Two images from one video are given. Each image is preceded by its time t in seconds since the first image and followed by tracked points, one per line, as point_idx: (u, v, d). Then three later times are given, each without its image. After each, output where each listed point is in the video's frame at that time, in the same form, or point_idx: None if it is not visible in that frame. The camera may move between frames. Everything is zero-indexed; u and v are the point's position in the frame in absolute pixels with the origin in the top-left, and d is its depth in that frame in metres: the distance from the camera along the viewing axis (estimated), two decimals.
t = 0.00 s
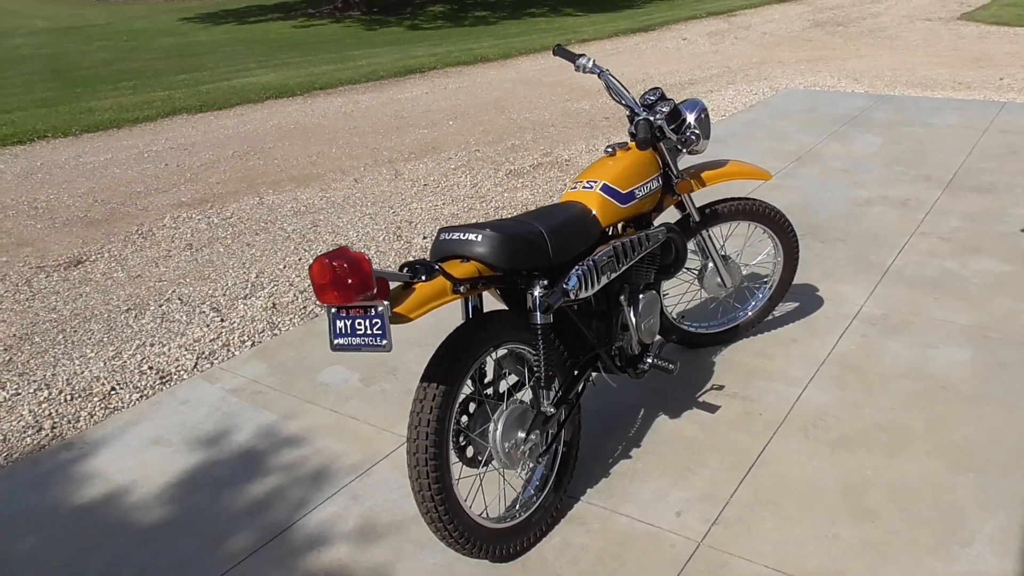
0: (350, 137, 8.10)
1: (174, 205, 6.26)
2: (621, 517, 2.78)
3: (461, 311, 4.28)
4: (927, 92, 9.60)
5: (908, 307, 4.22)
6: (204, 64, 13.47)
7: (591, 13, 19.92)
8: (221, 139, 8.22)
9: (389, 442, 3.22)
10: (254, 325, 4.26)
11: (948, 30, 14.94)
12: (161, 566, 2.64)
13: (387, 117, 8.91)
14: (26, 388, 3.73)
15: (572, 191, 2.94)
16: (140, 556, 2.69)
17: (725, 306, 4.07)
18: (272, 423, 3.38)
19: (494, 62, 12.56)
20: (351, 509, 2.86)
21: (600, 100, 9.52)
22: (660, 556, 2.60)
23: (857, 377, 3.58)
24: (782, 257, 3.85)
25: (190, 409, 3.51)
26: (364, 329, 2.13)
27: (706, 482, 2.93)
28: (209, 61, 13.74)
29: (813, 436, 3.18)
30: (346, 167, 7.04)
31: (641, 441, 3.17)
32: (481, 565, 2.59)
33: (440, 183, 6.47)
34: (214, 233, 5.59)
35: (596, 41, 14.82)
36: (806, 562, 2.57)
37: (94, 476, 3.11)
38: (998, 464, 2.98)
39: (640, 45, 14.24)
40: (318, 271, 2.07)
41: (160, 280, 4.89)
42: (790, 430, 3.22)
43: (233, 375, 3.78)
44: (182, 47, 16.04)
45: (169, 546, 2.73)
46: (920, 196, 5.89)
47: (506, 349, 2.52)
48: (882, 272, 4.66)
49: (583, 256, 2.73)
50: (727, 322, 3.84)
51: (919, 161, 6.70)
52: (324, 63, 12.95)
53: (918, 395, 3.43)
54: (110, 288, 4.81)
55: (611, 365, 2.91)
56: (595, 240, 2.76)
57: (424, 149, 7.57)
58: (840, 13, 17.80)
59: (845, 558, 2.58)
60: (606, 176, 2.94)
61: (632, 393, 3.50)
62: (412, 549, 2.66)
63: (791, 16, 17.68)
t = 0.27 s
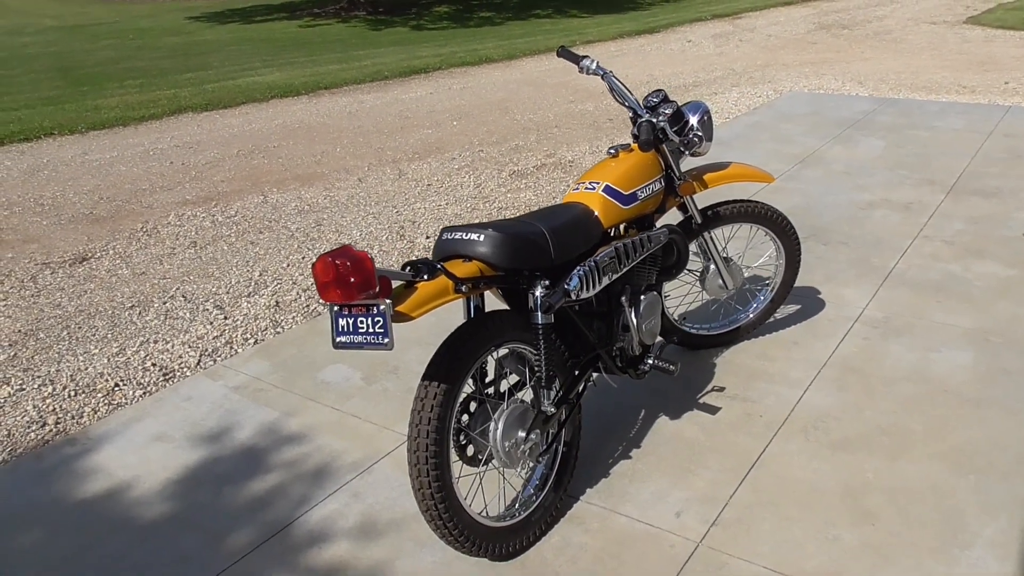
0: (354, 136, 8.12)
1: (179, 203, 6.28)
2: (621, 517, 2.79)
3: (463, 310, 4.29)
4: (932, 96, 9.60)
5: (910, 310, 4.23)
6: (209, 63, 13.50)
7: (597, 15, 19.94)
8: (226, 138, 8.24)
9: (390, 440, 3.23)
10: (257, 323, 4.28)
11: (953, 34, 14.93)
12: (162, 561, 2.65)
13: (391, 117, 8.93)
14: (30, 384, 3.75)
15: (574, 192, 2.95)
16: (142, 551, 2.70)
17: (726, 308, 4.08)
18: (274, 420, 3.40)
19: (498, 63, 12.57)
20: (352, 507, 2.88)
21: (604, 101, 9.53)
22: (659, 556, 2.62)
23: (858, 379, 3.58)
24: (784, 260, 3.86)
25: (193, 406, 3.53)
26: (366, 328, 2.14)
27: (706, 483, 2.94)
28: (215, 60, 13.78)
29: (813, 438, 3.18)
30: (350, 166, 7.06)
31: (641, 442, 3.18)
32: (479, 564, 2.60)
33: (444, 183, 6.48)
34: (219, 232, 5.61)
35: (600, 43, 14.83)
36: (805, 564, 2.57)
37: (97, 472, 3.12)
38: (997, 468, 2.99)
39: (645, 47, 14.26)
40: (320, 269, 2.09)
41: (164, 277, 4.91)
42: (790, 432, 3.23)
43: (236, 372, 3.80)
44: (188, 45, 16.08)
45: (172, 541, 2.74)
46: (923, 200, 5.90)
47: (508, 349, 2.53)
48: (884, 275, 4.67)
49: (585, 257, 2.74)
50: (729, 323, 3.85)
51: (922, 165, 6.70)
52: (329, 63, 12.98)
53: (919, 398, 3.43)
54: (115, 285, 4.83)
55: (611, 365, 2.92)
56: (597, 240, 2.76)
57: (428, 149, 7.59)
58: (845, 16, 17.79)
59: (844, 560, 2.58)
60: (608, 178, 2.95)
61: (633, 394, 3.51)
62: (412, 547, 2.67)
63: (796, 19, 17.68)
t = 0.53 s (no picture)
0: (354, 138, 8.14)
1: (179, 204, 6.29)
2: (619, 517, 2.80)
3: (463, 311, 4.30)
4: (931, 98, 9.61)
5: (909, 312, 4.23)
6: (210, 65, 13.52)
7: (597, 17, 19.97)
8: (226, 139, 8.26)
9: (389, 441, 3.24)
10: (257, 324, 4.29)
11: (953, 36, 14.95)
12: (162, 561, 2.66)
13: (392, 119, 8.94)
14: (30, 384, 3.76)
15: (573, 194, 2.96)
16: (142, 550, 2.71)
17: (725, 309, 4.09)
18: (274, 420, 3.41)
19: (498, 65, 12.60)
20: (352, 507, 2.89)
21: (604, 103, 9.55)
22: (657, 556, 2.62)
23: (857, 381, 3.59)
24: (782, 261, 3.87)
25: (193, 407, 3.54)
26: (365, 328, 2.15)
27: (704, 484, 2.95)
28: (216, 62, 13.80)
29: (812, 439, 3.19)
30: (350, 168, 7.07)
31: (640, 442, 3.19)
32: (478, 563, 2.61)
33: (444, 185, 6.50)
34: (219, 233, 5.62)
35: (601, 45, 14.84)
36: (803, 564, 2.58)
37: (97, 472, 3.13)
38: (996, 468, 3.00)
39: (645, 49, 14.28)
40: (320, 269, 2.10)
41: (165, 278, 4.92)
42: (789, 433, 3.24)
43: (236, 373, 3.81)
44: (189, 47, 16.11)
45: (172, 541, 2.75)
46: (922, 202, 5.91)
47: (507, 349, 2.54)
48: (883, 277, 4.68)
49: (583, 258, 2.75)
50: (728, 325, 3.86)
51: (922, 167, 6.72)
52: (330, 65, 13.00)
53: (918, 399, 3.44)
54: (115, 285, 4.84)
55: (610, 366, 2.93)
56: (595, 241, 2.77)
57: (428, 151, 7.60)
58: (845, 18, 17.81)
59: (843, 560, 2.59)
60: (606, 179, 2.96)
61: (631, 395, 3.51)
62: (411, 547, 2.68)
63: (796, 21, 17.70)
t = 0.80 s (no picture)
0: (354, 139, 8.15)
1: (180, 205, 6.30)
2: (619, 517, 2.81)
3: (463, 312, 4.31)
4: (931, 98, 9.61)
5: (909, 312, 4.24)
6: (211, 66, 13.54)
7: (597, 18, 19.98)
8: (227, 141, 8.27)
9: (390, 441, 3.25)
10: (258, 325, 4.30)
11: (953, 36, 14.96)
12: (164, 561, 2.67)
13: (392, 120, 8.95)
14: (32, 385, 3.77)
15: (573, 195, 2.97)
16: (143, 551, 2.72)
17: (725, 309, 4.10)
18: (274, 421, 3.41)
19: (499, 66, 12.61)
20: (352, 507, 2.89)
21: (604, 104, 9.56)
22: (657, 556, 2.63)
23: (857, 381, 3.59)
24: (783, 261, 3.87)
25: (194, 407, 3.55)
26: (366, 328, 2.16)
27: (704, 484, 2.96)
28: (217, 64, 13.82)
29: (812, 439, 3.20)
30: (351, 169, 7.08)
31: (640, 443, 3.19)
32: (478, 563, 2.61)
33: (444, 186, 6.51)
34: (220, 234, 5.63)
35: (601, 46, 14.86)
36: (803, 564, 2.58)
37: (98, 473, 3.14)
38: (996, 468, 3.00)
39: (645, 50, 14.29)
40: (321, 270, 2.10)
41: (166, 279, 4.93)
42: (789, 433, 3.24)
43: (237, 374, 3.82)
44: (190, 49, 16.13)
45: (173, 541, 2.76)
46: (922, 202, 5.91)
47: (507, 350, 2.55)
48: (883, 277, 4.68)
49: (583, 258, 2.75)
50: (728, 325, 3.87)
51: (922, 167, 6.72)
52: (330, 66, 13.02)
53: (918, 399, 3.45)
54: (116, 287, 4.85)
55: (611, 367, 2.93)
56: (596, 241, 2.78)
57: (428, 152, 7.61)
58: (845, 18, 17.83)
59: (843, 560, 2.60)
60: (607, 180, 2.96)
61: (632, 395, 3.52)
62: (411, 547, 2.69)
63: (796, 22, 17.71)
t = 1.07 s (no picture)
0: (354, 142, 8.15)
1: (180, 209, 6.31)
2: (621, 519, 2.81)
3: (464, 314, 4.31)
4: (930, 98, 9.62)
5: (909, 312, 4.24)
6: (211, 69, 13.55)
7: (597, 19, 20.00)
8: (227, 144, 8.28)
9: (391, 444, 3.25)
10: (259, 328, 4.30)
11: (951, 36, 14.97)
12: (164, 565, 2.67)
13: (392, 123, 8.96)
14: (32, 390, 3.77)
15: (573, 196, 2.97)
16: (144, 554, 2.72)
17: (725, 310, 4.10)
18: (275, 424, 3.41)
19: (498, 68, 12.62)
20: (353, 510, 2.89)
21: (603, 106, 9.56)
22: (658, 557, 2.63)
23: (857, 380, 3.59)
24: (783, 261, 3.87)
25: (194, 411, 3.55)
26: (366, 331, 2.16)
27: (705, 485, 2.95)
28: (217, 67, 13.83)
29: (812, 439, 3.19)
30: (350, 172, 7.09)
31: (641, 444, 3.19)
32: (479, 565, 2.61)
33: (444, 188, 6.51)
34: (220, 237, 5.63)
35: (600, 47, 14.87)
36: (804, 564, 2.58)
37: (99, 477, 3.14)
38: (997, 467, 3.00)
39: (644, 51, 14.31)
40: (321, 273, 2.11)
41: (166, 282, 4.93)
42: (790, 433, 3.24)
43: (238, 377, 3.81)
44: (190, 52, 16.15)
45: (173, 544, 2.76)
46: (922, 202, 5.91)
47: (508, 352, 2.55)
48: (883, 277, 4.68)
49: (584, 259, 2.75)
50: (728, 326, 3.87)
51: (922, 167, 6.72)
52: (330, 69, 13.03)
53: (918, 399, 3.45)
54: (116, 290, 4.85)
55: (612, 369, 2.93)
56: (596, 243, 2.78)
57: (428, 154, 7.62)
58: (844, 19, 17.84)
59: (843, 560, 2.59)
60: (607, 181, 2.96)
61: (633, 396, 3.52)
62: (413, 550, 2.68)
63: (795, 22, 17.72)
